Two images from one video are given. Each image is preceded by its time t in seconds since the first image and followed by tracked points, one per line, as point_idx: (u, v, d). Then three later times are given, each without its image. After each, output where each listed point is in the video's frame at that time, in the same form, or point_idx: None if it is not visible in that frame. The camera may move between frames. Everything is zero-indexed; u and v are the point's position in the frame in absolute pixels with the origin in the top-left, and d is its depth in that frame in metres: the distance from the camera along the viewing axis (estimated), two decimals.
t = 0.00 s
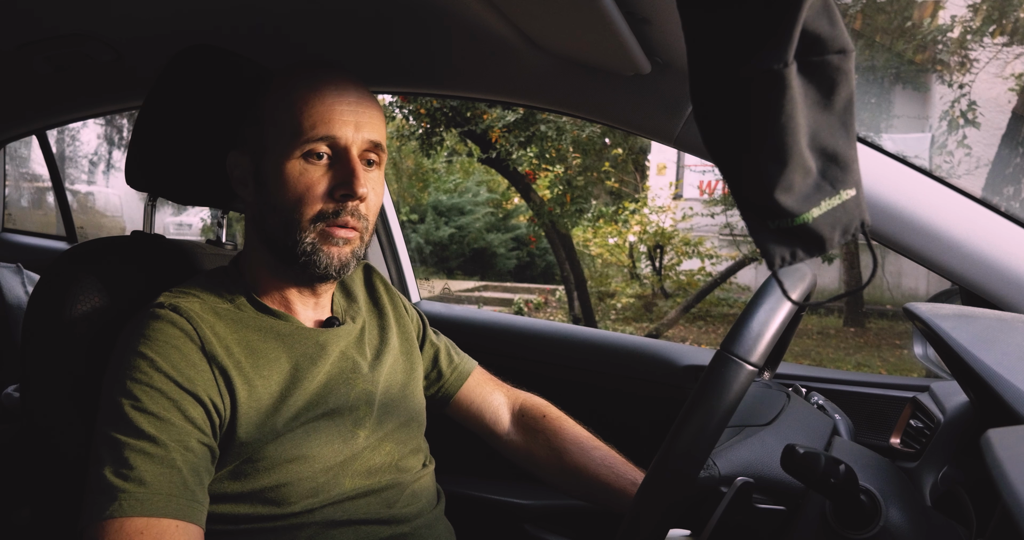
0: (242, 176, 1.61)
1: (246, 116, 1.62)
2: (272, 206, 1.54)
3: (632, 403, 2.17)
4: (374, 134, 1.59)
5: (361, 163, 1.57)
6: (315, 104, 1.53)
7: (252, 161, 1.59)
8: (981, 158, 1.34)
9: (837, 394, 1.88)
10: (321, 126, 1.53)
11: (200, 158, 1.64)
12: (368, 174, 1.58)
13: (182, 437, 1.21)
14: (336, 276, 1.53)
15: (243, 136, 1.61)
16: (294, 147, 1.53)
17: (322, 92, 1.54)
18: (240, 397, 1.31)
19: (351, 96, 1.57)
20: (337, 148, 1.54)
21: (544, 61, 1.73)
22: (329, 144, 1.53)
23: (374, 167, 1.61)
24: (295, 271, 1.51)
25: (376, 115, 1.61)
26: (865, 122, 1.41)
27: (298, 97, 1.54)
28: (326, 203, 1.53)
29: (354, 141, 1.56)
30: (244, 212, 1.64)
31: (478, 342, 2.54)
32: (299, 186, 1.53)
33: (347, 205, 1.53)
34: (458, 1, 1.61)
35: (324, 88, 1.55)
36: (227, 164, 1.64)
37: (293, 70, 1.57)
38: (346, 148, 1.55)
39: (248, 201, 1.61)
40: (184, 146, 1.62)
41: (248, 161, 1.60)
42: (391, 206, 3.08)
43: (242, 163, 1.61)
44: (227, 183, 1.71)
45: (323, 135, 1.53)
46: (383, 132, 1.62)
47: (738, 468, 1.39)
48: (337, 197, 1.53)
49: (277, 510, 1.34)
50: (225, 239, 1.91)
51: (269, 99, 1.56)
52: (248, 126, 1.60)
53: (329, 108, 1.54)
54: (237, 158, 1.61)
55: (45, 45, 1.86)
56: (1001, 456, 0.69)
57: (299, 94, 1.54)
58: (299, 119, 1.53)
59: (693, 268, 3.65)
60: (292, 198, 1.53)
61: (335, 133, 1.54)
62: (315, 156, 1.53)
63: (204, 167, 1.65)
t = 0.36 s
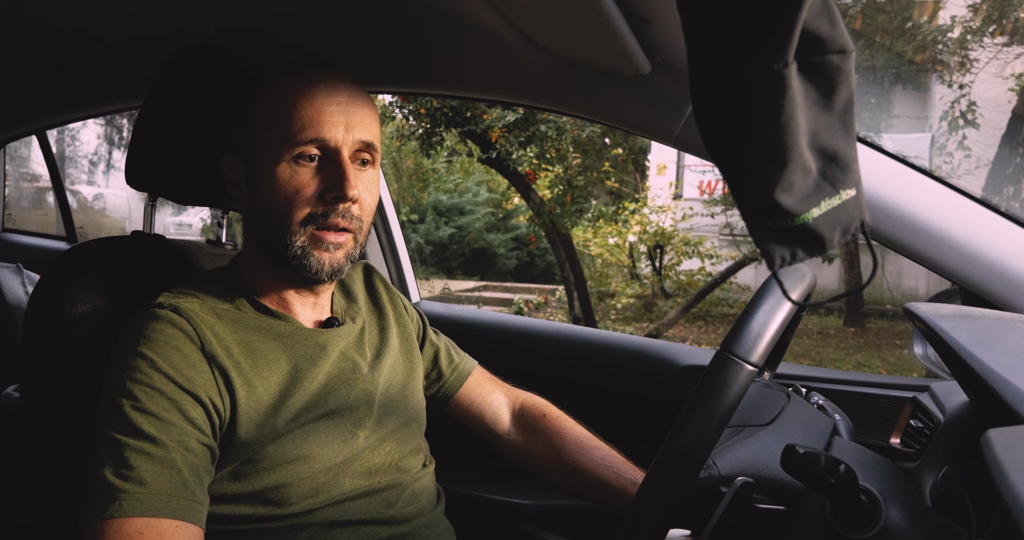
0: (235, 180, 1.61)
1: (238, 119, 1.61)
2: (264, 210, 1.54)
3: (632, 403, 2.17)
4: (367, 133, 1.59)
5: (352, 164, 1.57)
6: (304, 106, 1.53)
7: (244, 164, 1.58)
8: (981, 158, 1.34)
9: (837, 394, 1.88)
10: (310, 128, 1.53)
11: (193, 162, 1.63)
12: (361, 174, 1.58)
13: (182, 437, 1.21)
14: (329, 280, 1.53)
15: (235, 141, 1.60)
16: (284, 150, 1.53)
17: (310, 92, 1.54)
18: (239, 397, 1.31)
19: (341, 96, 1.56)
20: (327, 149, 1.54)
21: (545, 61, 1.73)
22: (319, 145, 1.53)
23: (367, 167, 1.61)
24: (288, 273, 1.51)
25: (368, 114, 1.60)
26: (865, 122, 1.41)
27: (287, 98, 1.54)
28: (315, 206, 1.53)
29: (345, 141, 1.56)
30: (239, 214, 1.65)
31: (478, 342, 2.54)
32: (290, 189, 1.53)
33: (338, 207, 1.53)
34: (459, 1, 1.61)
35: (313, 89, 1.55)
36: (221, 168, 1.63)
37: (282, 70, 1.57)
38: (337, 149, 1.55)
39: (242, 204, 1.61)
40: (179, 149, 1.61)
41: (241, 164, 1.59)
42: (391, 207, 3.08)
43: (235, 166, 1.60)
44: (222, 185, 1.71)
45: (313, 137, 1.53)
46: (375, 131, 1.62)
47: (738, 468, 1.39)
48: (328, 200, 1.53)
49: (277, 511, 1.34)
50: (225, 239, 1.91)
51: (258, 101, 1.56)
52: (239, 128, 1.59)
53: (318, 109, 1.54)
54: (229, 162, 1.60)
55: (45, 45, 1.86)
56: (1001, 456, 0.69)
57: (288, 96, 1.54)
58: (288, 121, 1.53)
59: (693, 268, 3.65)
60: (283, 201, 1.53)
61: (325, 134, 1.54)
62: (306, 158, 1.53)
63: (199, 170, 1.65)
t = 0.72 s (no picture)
0: (244, 176, 1.62)
1: (249, 117, 1.62)
2: (273, 210, 1.54)
3: (632, 403, 2.17)
4: (379, 141, 1.59)
5: (364, 171, 1.57)
6: (321, 110, 1.53)
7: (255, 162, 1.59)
8: (981, 159, 1.34)
9: (837, 394, 1.88)
10: (326, 132, 1.53)
11: (201, 158, 1.64)
12: (371, 182, 1.58)
13: (182, 437, 1.21)
14: (334, 282, 1.53)
15: (245, 138, 1.61)
16: (298, 153, 1.52)
17: (327, 97, 1.54)
18: (240, 398, 1.31)
19: (357, 103, 1.57)
20: (341, 155, 1.54)
21: (544, 61, 1.73)
22: (333, 150, 1.53)
23: (376, 174, 1.61)
24: (295, 274, 1.52)
25: (382, 122, 1.61)
26: (865, 122, 1.41)
27: (302, 101, 1.54)
28: (327, 210, 1.53)
29: (359, 147, 1.56)
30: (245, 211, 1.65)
31: (478, 342, 2.54)
32: (301, 191, 1.53)
33: (349, 213, 1.53)
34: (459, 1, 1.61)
35: (329, 94, 1.55)
36: (230, 164, 1.64)
37: (297, 72, 1.57)
38: (350, 155, 1.55)
39: (249, 202, 1.61)
40: (190, 145, 1.62)
41: (250, 161, 1.61)
42: (391, 207, 3.08)
43: (244, 163, 1.61)
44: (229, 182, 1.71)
45: (328, 141, 1.53)
46: (387, 139, 1.62)
47: (738, 468, 1.39)
48: (339, 204, 1.53)
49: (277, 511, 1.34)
50: (225, 239, 1.91)
51: (273, 101, 1.56)
52: (250, 126, 1.60)
53: (335, 114, 1.54)
54: (239, 158, 1.62)
55: (45, 45, 1.86)
56: (1001, 456, 0.69)
57: (304, 98, 1.54)
58: (303, 124, 1.53)
59: (693, 268, 3.65)
60: (293, 202, 1.53)
61: (340, 140, 1.54)
62: (319, 162, 1.53)
63: (207, 167, 1.65)
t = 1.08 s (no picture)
0: (247, 176, 1.62)
1: (252, 117, 1.62)
2: (274, 209, 1.54)
3: (632, 403, 2.17)
4: (381, 141, 1.59)
5: (365, 171, 1.57)
6: (322, 109, 1.54)
7: (258, 162, 1.59)
8: (981, 158, 1.34)
9: (837, 394, 1.88)
10: (327, 132, 1.53)
11: (203, 157, 1.64)
12: (372, 182, 1.58)
13: (182, 438, 1.21)
14: (334, 283, 1.53)
15: (247, 137, 1.61)
16: (299, 152, 1.53)
17: (329, 96, 1.55)
18: (240, 398, 1.31)
19: (359, 102, 1.57)
20: (342, 155, 1.54)
21: (545, 61, 1.73)
22: (334, 150, 1.53)
23: (378, 174, 1.61)
24: (294, 274, 1.51)
25: (384, 122, 1.61)
26: (865, 122, 1.40)
27: (304, 101, 1.54)
28: (326, 210, 1.53)
29: (360, 147, 1.56)
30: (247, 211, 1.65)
31: (478, 342, 2.54)
32: (302, 190, 1.53)
33: (349, 212, 1.53)
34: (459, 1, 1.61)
35: (331, 93, 1.55)
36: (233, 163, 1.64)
37: (301, 73, 1.57)
38: (352, 155, 1.55)
39: (250, 201, 1.61)
40: (192, 145, 1.62)
41: (252, 161, 1.60)
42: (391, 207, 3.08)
43: (247, 162, 1.61)
44: (232, 182, 1.72)
45: (329, 141, 1.53)
46: (389, 139, 1.62)
47: (738, 468, 1.39)
48: (339, 204, 1.53)
49: (277, 512, 1.34)
50: (225, 239, 1.91)
51: (276, 101, 1.56)
52: (253, 126, 1.60)
53: (336, 114, 1.54)
54: (242, 158, 1.62)
55: (45, 45, 1.86)
56: (1001, 456, 0.69)
57: (306, 98, 1.54)
58: (305, 123, 1.53)
59: (693, 268, 3.66)
60: (294, 201, 1.53)
61: (341, 139, 1.54)
62: (320, 161, 1.53)
63: (209, 167, 1.65)
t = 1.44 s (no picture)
0: (247, 176, 1.62)
1: (253, 116, 1.62)
2: (274, 208, 1.54)
3: (632, 403, 2.17)
4: (381, 139, 1.59)
5: (366, 169, 1.57)
6: (323, 108, 1.54)
7: (258, 161, 1.59)
8: (980, 159, 1.34)
9: (837, 394, 1.88)
10: (328, 131, 1.53)
11: (204, 157, 1.64)
12: (372, 180, 1.58)
13: (183, 438, 1.21)
14: (337, 280, 1.53)
15: (247, 137, 1.61)
16: (300, 151, 1.53)
17: (330, 95, 1.55)
18: (240, 398, 1.31)
19: (359, 102, 1.57)
20: (342, 153, 1.54)
21: (545, 61, 1.73)
22: (334, 148, 1.54)
23: (378, 173, 1.61)
24: (295, 273, 1.51)
25: (383, 120, 1.61)
26: (865, 122, 1.41)
27: (304, 100, 1.54)
28: (327, 208, 1.53)
29: (360, 145, 1.56)
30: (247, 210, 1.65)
31: (478, 342, 2.53)
32: (302, 189, 1.53)
33: (350, 210, 1.53)
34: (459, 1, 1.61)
35: (332, 92, 1.55)
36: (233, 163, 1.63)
37: (301, 73, 1.57)
38: (352, 153, 1.55)
39: (251, 200, 1.61)
40: (192, 145, 1.62)
41: (253, 160, 1.60)
42: (391, 207, 3.08)
43: (248, 162, 1.61)
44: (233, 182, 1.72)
45: (329, 139, 1.53)
46: (389, 137, 1.62)
47: (738, 468, 1.39)
48: (340, 202, 1.53)
49: (277, 512, 1.34)
50: (225, 239, 1.91)
51: (276, 100, 1.56)
52: (254, 125, 1.60)
53: (337, 112, 1.54)
54: (242, 157, 1.61)
55: (44, 45, 1.86)
56: (1001, 456, 0.69)
57: (306, 97, 1.54)
58: (305, 122, 1.53)
59: (693, 268, 3.66)
60: (294, 200, 1.53)
61: (342, 138, 1.54)
62: (320, 160, 1.53)
63: (208, 167, 1.65)
